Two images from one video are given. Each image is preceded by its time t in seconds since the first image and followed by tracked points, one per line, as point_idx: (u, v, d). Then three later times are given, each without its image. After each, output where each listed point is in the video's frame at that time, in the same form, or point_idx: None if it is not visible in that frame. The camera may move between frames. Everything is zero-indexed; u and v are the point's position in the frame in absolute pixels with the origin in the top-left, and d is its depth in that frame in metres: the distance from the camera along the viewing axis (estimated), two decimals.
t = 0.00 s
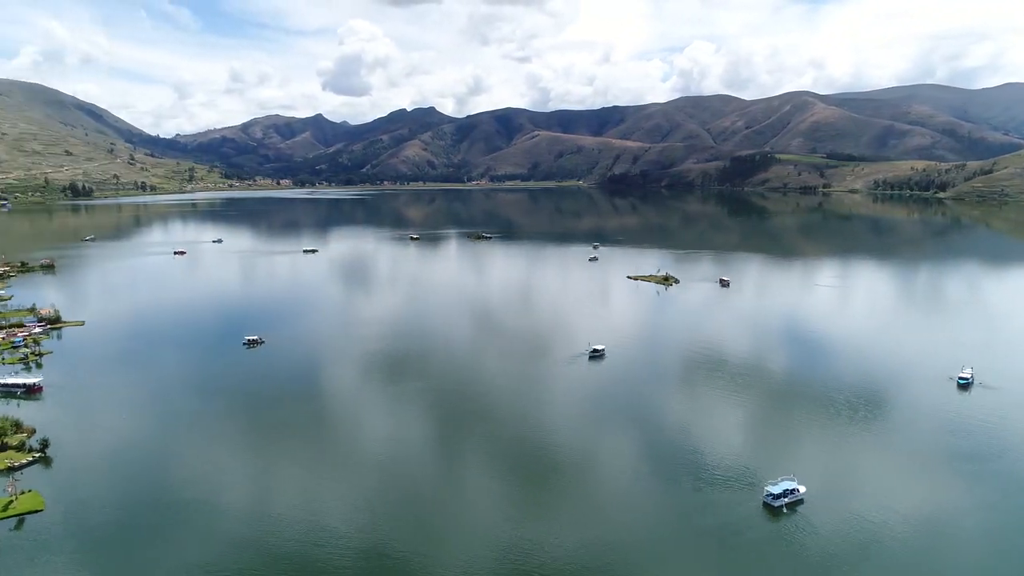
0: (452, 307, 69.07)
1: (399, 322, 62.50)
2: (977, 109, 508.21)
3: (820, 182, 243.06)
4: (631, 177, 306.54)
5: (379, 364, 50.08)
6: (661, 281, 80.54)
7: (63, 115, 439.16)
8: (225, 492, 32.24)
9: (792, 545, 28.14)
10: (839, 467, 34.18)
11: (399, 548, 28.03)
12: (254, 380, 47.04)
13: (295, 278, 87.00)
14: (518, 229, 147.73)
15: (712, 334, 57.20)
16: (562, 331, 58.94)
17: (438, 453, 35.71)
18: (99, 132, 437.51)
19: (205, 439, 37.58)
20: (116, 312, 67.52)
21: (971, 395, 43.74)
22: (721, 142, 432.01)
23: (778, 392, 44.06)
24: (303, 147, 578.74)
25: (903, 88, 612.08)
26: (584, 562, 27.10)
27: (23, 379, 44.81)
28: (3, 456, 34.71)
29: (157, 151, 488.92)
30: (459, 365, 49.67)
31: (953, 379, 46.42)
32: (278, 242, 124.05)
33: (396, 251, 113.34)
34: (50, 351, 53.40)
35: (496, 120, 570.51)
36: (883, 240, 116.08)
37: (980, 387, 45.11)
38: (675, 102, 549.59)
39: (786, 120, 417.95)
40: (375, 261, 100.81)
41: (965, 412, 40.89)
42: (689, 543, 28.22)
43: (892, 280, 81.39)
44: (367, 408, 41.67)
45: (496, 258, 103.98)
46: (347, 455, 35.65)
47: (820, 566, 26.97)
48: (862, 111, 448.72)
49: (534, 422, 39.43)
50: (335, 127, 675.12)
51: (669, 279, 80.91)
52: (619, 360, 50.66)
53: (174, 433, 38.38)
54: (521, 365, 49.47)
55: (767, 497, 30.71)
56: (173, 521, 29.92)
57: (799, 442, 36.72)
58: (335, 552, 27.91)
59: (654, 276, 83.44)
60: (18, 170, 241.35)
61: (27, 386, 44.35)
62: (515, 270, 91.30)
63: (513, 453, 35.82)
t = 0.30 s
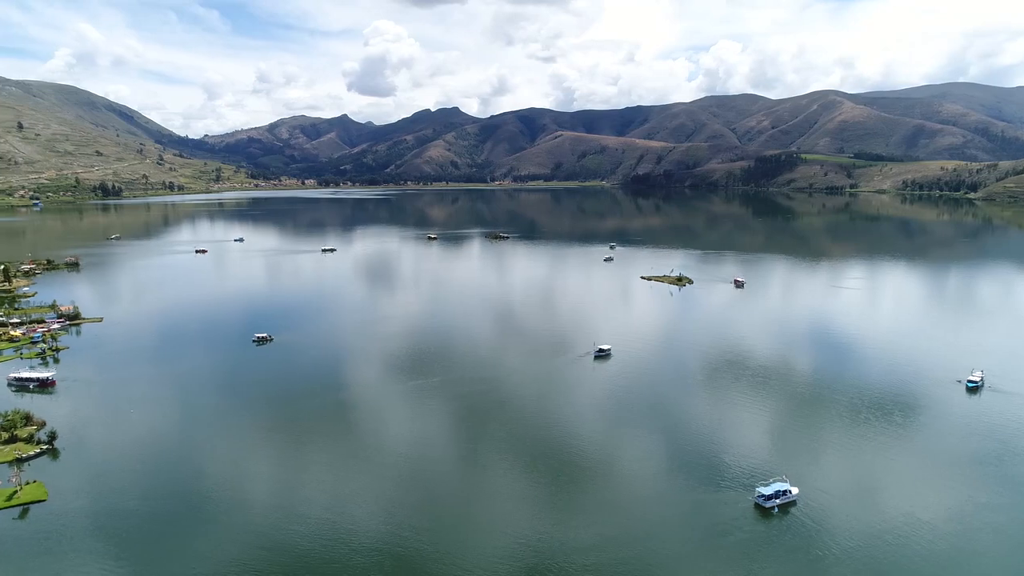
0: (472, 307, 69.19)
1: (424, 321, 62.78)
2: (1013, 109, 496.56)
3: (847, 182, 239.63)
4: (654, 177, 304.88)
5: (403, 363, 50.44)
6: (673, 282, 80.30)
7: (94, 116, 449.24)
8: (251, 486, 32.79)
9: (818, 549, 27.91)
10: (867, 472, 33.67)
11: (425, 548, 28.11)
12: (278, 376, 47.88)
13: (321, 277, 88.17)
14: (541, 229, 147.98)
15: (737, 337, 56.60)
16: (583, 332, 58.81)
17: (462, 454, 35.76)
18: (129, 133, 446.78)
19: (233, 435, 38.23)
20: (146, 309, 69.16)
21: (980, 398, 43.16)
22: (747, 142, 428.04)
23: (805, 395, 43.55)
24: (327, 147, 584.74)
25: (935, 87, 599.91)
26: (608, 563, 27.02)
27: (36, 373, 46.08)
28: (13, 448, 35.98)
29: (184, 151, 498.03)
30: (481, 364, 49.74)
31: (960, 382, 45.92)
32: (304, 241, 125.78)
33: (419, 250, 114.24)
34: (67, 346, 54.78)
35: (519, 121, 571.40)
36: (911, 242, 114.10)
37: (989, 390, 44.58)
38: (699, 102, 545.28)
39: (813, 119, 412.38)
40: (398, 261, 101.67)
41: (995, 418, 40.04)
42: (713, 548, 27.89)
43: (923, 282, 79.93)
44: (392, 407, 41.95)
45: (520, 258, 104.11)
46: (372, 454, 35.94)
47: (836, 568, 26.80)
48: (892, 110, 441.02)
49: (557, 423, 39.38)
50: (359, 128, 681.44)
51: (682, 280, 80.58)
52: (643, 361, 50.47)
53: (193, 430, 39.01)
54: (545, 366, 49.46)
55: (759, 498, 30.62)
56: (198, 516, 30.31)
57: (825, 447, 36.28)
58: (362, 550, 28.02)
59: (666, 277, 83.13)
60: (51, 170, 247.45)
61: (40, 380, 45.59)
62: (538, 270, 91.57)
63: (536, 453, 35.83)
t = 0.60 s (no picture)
0: (495, 307, 69.01)
1: (446, 321, 62.90)
2: None
3: (874, 183, 235.72)
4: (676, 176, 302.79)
5: (425, 363, 50.63)
6: (685, 283, 79.91)
7: (123, 116, 457.30)
8: (275, 483, 33.20)
9: (841, 556, 27.55)
10: (888, 478, 33.17)
11: (444, 547, 28.17)
12: (299, 374, 48.34)
13: (345, 275, 88.83)
14: (562, 229, 147.85)
15: (761, 339, 55.82)
16: (607, 333, 58.46)
17: (482, 454, 35.82)
18: (157, 133, 453.97)
19: (257, 433, 38.72)
20: (174, 306, 70.37)
21: (989, 402, 42.36)
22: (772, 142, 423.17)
23: (831, 398, 42.87)
24: (350, 146, 589.69)
25: (969, 85, 586.98)
26: (629, 566, 26.89)
27: (48, 367, 47.19)
28: (20, 440, 36.90)
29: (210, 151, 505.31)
30: (502, 365, 49.73)
31: (968, 385, 45.09)
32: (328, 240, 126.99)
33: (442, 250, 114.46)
34: (81, 342, 55.91)
35: (541, 121, 571.38)
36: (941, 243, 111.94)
37: (998, 394, 43.75)
38: (722, 101, 539.52)
39: (840, 118, 406.32)
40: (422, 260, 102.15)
41: None
42: (728, 552, 27.61)
43: (954, 285, 78.34)
44: (413, 406, 42.18)
45: (542, 258, 103.85)
46: (393, 453, 36.13)
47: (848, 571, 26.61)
48: (922, 109, 432.63)
49: (579, 424, 39.25)
50: (381, 128, 686.64)
51: (695, 282, 80.18)
52: (666, 363, 50.07)
53: (216, 428, 39.40)
54: (566, 366, 49.42)
55: (749, 498, 30.62)
56: (216, 511, 30.78)
57: (848, 451, 35.74)
58: (380, 549, 28.20)
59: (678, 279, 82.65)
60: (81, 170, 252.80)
61: (51, 374, 46.68)
62: (560, 270, 91.55)
63: (558, 455, 35.72)
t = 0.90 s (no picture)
0: (518, 307, 68.88)
1: (468, 321, 62.88)
2: None
3: (900, 183, 232.08)
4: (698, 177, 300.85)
5: (446, 363, 50.72)
6: (697, 283, 79.62)
7: (150, 116, 465.35)
8: (298, 481, 33.49)
9: (867, 561, 27.15)
10: (915, 484, 32.51)
11: (467, 546, 28.26)
12: (323, 373, 48.71)
13: (369, 275, 89.38)
14: (584, 229, 147.67)
15: (787, 342, 55.00)
16: (630, 334, 58.06)
17: (503, 453, 35.86)
18: (183, 133, 461.18)
19: (282, 430, 39.15)
20: (200, 304, 71.58)
21: (995, 405, 41.78)
22: (797, 142, 418.50)
23: (857, 402, 42.20)
24: (371, 146, 594.31)
25: (1003, 83, 573.86)
26: (651, 568, 26.71)
27: (59, 362, 48.22)
28: (28, 433, 38.03)
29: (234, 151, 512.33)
30: (522, 365, 49.77)
31: (975, 388, 44.43)
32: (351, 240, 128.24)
33: (464, 250, 114.61)
34: (94, 338, 56.96)
35: (563, 121, 571.15)
36: (969, 244, 109.84)
37: (1006, 398, 43.05)
38: (747, 101, 533.98)
39: (866, 118, 400.46)
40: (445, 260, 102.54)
41: None
42: (746, 555, 27.42)
43: (984, 287, 76.79)
44: (434, 405, 42.34)
45: (565, 258, 103.57)
46: (414, 452, 36.23)
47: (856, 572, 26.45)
48: (952, 109, 424.53)
49: (600, 426, 39.08)
50: (404, 129, 691.21)
51: (706, 282, 79.89)
52: (688, 364, 49.74)
53: (244, 426, 39.75)
54: (589, 366, 49.37)
55: (738, 498, 30.53)
56: (236, 507, 31.22)
57: (873, 456, 35.16)
58: (401, 547, 28.36)
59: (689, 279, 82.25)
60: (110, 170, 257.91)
61: (62, 369, 47.71)
62: (582, 270, 91.48)
63: (579, 456, 35.60)
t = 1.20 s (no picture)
0: (539, 307, 68.80)
1: (489, 321, 62.92)
2: None
3: (928, 184, 228.00)
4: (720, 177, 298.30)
5: (467, 362, 50.84)
6: (709, 284, 79.34)
7: (176, 116, 472.62)
8: (321, 477, 33.86)
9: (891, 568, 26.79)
10: (942, 490, 32.02)
11: (486, 544, 28.43)
12: (345, 372, 49.10)
13: (391, 275, 89.91)
14: (605, 229, 147.30)
15: (813, 344, 54.35)
16: (653, 335, 57.55)
17: (524, 454, 35.85)
18: (208, 133, 467.31)
19: (307, 427, 39.58)
20: (225, 302, 72.58)
21: (1003, 408, 41.28)
22: (822, 141, 412.92)
23: (884, 406, 41.57)
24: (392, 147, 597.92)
25: None
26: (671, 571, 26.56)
27: (69, 358, 49.22)
28: (36, 426, 38.98)
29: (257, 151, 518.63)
30: (543, 365, 49.76)
31: (981, 391, 44.00)
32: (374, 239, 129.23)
33: (484, 250, 114.47)
34: (108, 335, 58.03)
35: (584, 121, 569.79)
36: (1000, 246, 107.52)
37: (1012, 400, 42.61)
38: (770, 100, 527.83)
39: (894, 117, 393.86)
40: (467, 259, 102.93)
41: None
42: (769, 558, 27.33)
43: (1016, 290, 75.10)
44: (455, 405, 42.50)
45: (586, 258, 103.34)
46: (436, 451, 36.39)
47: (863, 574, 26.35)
48: (984, 108, 415.76)
49: (621, 427, 38.96)
50: (425, 129, 694.33)
51: (719, 283, 79.70)
52: (709, 366, 49.40)
53: (279, 422, 40.13)
54: (609, 367, 49.23)
55: (727, 498, 30.62)
56: (259, 503, 31.70)
57: (896, 461, 34.68)
58: (422, 544, 28.62)
59: (702, 280, 81.90)
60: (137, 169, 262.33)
61: (74, 364, 48.74)
62: (603, 271, 91.26)
63: (599, 456, 35.51)
